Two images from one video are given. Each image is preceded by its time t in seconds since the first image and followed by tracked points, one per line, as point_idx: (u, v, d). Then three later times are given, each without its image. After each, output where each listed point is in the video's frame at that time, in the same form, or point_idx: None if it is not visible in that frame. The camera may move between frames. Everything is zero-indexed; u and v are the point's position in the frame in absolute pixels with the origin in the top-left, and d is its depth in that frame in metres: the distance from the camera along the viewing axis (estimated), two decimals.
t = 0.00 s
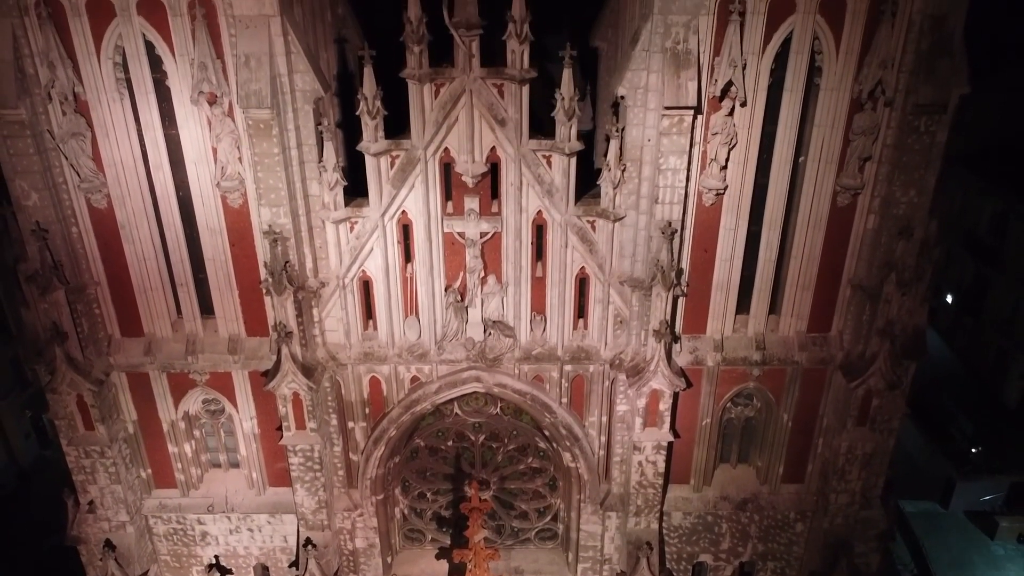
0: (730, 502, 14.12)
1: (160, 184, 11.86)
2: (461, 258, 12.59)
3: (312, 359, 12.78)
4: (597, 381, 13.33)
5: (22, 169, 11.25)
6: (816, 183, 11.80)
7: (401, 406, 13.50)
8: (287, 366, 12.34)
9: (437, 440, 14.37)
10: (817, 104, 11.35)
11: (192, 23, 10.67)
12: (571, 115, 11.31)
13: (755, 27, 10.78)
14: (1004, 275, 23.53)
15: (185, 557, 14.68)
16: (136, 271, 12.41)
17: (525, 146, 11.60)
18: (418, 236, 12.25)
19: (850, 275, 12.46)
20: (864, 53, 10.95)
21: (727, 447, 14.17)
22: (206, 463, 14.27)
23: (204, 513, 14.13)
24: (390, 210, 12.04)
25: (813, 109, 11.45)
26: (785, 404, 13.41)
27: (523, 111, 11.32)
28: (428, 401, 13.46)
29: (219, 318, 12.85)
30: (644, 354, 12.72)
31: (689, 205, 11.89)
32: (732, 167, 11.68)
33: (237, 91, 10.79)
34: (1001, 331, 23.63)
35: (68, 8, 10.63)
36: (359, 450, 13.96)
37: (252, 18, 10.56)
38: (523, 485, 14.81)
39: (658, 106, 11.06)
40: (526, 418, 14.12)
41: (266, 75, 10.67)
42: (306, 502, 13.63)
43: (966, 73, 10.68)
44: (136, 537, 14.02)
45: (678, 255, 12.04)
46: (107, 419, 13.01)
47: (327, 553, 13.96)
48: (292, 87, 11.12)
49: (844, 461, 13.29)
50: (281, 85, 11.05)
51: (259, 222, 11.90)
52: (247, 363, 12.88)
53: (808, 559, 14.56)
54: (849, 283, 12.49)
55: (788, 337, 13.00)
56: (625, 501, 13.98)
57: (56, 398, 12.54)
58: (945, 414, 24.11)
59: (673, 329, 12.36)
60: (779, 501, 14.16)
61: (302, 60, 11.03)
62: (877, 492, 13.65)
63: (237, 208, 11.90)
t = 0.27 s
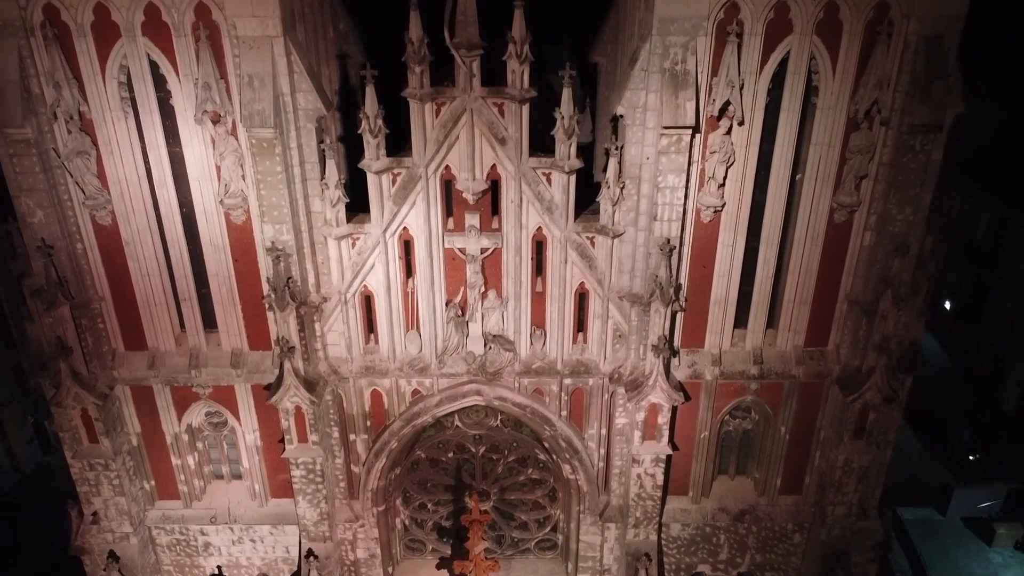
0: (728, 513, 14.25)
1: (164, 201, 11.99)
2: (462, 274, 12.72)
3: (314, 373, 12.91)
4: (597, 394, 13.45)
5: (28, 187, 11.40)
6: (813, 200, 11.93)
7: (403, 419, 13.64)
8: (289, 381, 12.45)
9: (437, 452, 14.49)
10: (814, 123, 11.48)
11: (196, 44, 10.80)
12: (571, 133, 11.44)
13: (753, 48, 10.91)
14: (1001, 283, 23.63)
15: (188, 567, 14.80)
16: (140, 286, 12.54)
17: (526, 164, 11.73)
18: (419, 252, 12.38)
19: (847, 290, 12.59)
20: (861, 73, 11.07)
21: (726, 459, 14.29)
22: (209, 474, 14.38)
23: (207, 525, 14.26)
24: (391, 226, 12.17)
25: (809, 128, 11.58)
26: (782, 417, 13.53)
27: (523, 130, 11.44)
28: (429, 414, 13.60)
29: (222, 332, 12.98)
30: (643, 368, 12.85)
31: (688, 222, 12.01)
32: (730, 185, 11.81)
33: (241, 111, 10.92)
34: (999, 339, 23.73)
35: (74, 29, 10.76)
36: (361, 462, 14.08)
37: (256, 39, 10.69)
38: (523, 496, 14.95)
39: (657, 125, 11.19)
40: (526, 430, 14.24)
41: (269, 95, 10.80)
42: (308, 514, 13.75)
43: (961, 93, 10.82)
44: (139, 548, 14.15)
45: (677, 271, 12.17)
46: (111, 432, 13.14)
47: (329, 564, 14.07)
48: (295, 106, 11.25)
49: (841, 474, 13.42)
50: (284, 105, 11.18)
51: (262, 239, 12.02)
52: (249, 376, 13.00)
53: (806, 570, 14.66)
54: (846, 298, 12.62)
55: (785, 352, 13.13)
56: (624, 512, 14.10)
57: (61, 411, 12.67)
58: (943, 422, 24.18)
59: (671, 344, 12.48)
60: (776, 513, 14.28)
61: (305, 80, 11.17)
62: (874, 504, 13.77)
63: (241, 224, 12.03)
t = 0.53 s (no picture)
0: (726, 524, 14.40)
1: (168, 218, 12.12)
2: (463, 289, 12.85)
3: (317, 387, 13.04)
4: (596, 407, 13.58)
5: (35, 205, 11.53)
6: (811, 217, 12.06)
7: (404, 432, 13.78)
8: (292, 395, 12.58)
9: (438, 463, 14.56)
10: (811, 141, 11.61)
11: (201, 64, 10.92)
12: (571, 152, 11.56)
13: (750, 69, 11.03)
14: (1000, 290, 23.69)
15: None
16: (144, 301, 12.68)
17: (526, 182, 11.87)
18: (421, 267, 12.52)
19: (844, 305, 12.72)
20: (857, 93, 11.20)
21: (724, 471, 14.41)
22: (213, 485, 14.52)
23: (210, 536, 14.40)
24: (393, 243, 12.31)
25: (807, 146, 11.71)
26: (780, 430, 13.66)
27: (524, 148, 11.58)
28: (430, 427, 13.74)
29: (226, 346, 13.11)
30: (642, 382, 12.97)
31: (686, 238, 12.14)
32: (728, 202, 11.95)
33: (244, 130, 11.05)
34: (997, 345, 23.80)
35: (80, 50, 10.89)
36: (363, 474, 14.22)
37: (260, 60, 10.83)
38: (524, 506, 14.98)
39: (656, 144, 11.32)
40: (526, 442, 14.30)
41: (273, 115, 10.94)
42: (310, 525, 13.89)
43: (956, 112, 10.96)
44: (143, 559, 14.30)
45: (675, 288, 12.29)
46: (116, 445, 13.28)
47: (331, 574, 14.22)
48: (298, 125, 11.39)
49: (838, 486, 13.56)
50: (287, 124, 11.32)
51: (265, 255, 12.16)
52: (253, 390, 13.13)
53: None
54: (843, 313, 12.75)
55: (783, 366, 13.26)
56: (623, 523, 14.24)
57: (66, 425, 12.80)
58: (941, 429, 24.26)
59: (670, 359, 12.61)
60: (774, 524, 14.44)
61: (308, 99, 11.30)
62: (871, 516, 13.91)
63: (244, 241, 12.16)
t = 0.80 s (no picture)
0: (725, 535, 14.54)
1: (173, 234, 12.25)
2: (464, 304, 13.00)
3: (320, 401, 13.17)
4: (596, 420, 13.72)
5: (41, 222, 11.67)
6: (808, 234, 12.19)
7: (406, 444, 13.93)
8: (296, 410, 12.70)
9: (440, 475, 14.55)
10: (808, 160, 11.74)
11: (205, 84, 11.06)
12: (571, 170, 11.70)
13: (748, 89, 11.16)
14: (999, 296, 23.74)
15: None
16: (149, 316, 12.82)
17: (526, 200, 12.00)
18: (423, 283, 12.67)
19: (841, 321, 12.86)
20: (854, 112, 11.33)
21: (723, 482, 14.57)
22: (216, 497, 14.67)
23: (214, 547, 14.54)
24: (396, 258, 12.44)
25: (804, 164, 11.84)
26: (778, 443, 13.80)
27: (524, 167, 11.72)
28: (432, 439, 13.91)
29: (229, 360, 13.24)
30: (642, 396, 13.10)
31: (685, 255, 12.27)
32: (726, 219, 12.08)
33: (249, 149, 11.20)
34: (997, 352, 23.81)
35: (86, 70, 11.02)
36: (365, 485, 14.36)
37: (264, 80, 10.96)
38: (525, 517, 14.85)
39: (655, 162, 11.46)
40: (527, 453, 14.31)
41: (277, 134, 11.08)
42: (313, 537, 14.03)
43: (951, 132, 11.10)
44: (148, 570, 14.44)
45: (674, 303, 12.42)
46: (121, 458, 13.42)
47: None
48: (301, 144, 11.53)
49: (836, 498, 13.69)
50: (291, 143, 11.46)
51: (269, 271, 12.29)
52: (256, 404, 13.26)
53: None
54: (840, 328, 12.89)
55: (781, 379, 13.39)
56: (623, 534, 14.37)
57: (72, 438, 12.94)
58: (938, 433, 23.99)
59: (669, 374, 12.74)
60: (772, 535, 14.60)
61: (312, 119, 11.44)
62: (869, 527, 14.05)
63: (248, 257, 12.29)
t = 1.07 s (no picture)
0: (723, 546, 14.66)
1: (176, 251, 12.38)
2: (465, 319, 13.12)
3: (322, 414, 13.29)
4: (595, 433, 13.85)
5: (47, 240, 11.80)
6: (805, 250, 12.31)
7: (407, 457, 14.05)
8: (298, 424, 12.83)
9: (440, 486, 14.62)
10: (805, 178, 11.87)
11: (209, 104, 11.18)
12: (570, 188, 11.81)
13: (745, 108, 11.29)
14: (1000, 303, 23.72)
15: None
16: (153, 331, 12.95)
17: (526, 217, 12.12)
18: (424, 298, 12.79)
19: (838, 336, 12.98)
20: (850, 131, 11.46)
21: (721, 494, 14.69)
22: (219, 508, 14.79)
23: (216, 558, 14.66)
24: (397, 274, 12.57)
25: (801, 182, 11.96)
26: (776, 455, 13.91)
27: (524, 185, 11.84)
28: (433, 452, 14.04)
29: (232, 374, 13.37)
30: (640, 410, 13.21)
31: (683, 271, 12.40)
32: (724, 236, 12.20)
33: (252, 169, 11.33)
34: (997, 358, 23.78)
35: (91, 91, 11.15)
36: (366, 497, 14.48)
37: (267, 100, 11.07)
38: (525, 528, 14.88)
39: (653, 181, 11.58)
40: (526, 464, 14.37)
41: (279, 154, 11.22)
42: (314, 548, 14.15)
43: (946, 151, 11.23)
44: None
45: (673, 319, 12.55)
46: (125, 471, 13.54)
47: None
48: (304, 162, 11.66)
49: (833, 511, 13.81)
50: (294, 162, 11.59)
51: (271, 287, 12.42)
52: (258, 417, 13.38)
53: None
54: (837, 343, 13.01)
55: (779, 393, 13.51)
56: (622, 545, 14.47)
57: (76, 452, 13.07)
58: (937, 441, 23.96)
59: (668, 388, 12.85)
60: (770, 546, 14.71)
61: (314, 137, 11.57)
62: (866, 539, 14.17)
63: (251, 273, 12.42)
